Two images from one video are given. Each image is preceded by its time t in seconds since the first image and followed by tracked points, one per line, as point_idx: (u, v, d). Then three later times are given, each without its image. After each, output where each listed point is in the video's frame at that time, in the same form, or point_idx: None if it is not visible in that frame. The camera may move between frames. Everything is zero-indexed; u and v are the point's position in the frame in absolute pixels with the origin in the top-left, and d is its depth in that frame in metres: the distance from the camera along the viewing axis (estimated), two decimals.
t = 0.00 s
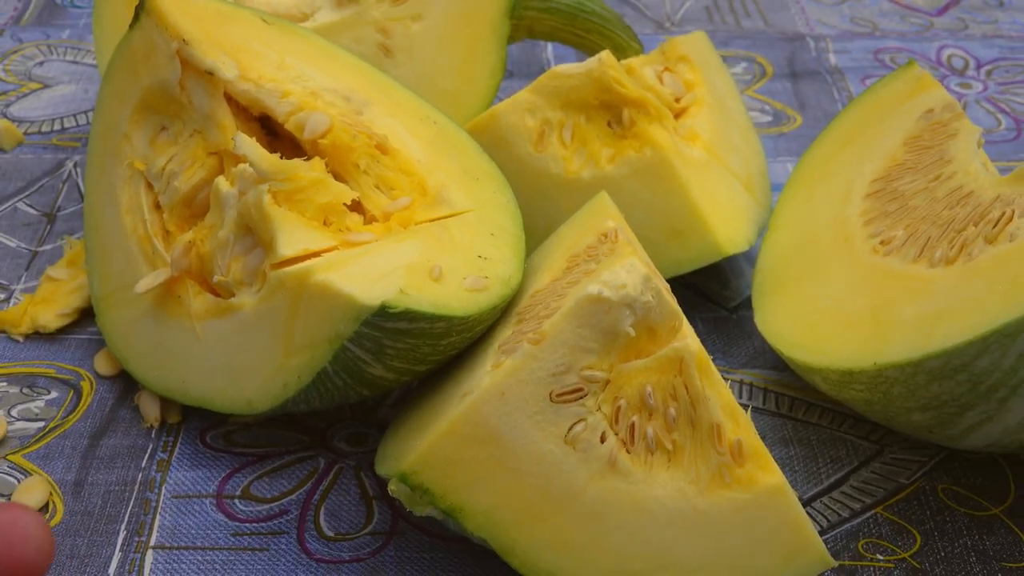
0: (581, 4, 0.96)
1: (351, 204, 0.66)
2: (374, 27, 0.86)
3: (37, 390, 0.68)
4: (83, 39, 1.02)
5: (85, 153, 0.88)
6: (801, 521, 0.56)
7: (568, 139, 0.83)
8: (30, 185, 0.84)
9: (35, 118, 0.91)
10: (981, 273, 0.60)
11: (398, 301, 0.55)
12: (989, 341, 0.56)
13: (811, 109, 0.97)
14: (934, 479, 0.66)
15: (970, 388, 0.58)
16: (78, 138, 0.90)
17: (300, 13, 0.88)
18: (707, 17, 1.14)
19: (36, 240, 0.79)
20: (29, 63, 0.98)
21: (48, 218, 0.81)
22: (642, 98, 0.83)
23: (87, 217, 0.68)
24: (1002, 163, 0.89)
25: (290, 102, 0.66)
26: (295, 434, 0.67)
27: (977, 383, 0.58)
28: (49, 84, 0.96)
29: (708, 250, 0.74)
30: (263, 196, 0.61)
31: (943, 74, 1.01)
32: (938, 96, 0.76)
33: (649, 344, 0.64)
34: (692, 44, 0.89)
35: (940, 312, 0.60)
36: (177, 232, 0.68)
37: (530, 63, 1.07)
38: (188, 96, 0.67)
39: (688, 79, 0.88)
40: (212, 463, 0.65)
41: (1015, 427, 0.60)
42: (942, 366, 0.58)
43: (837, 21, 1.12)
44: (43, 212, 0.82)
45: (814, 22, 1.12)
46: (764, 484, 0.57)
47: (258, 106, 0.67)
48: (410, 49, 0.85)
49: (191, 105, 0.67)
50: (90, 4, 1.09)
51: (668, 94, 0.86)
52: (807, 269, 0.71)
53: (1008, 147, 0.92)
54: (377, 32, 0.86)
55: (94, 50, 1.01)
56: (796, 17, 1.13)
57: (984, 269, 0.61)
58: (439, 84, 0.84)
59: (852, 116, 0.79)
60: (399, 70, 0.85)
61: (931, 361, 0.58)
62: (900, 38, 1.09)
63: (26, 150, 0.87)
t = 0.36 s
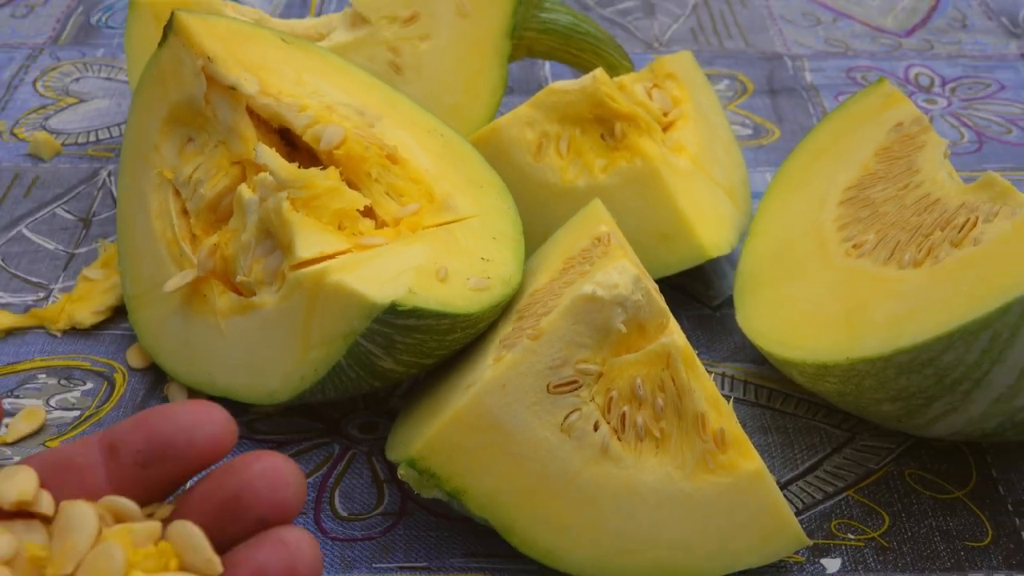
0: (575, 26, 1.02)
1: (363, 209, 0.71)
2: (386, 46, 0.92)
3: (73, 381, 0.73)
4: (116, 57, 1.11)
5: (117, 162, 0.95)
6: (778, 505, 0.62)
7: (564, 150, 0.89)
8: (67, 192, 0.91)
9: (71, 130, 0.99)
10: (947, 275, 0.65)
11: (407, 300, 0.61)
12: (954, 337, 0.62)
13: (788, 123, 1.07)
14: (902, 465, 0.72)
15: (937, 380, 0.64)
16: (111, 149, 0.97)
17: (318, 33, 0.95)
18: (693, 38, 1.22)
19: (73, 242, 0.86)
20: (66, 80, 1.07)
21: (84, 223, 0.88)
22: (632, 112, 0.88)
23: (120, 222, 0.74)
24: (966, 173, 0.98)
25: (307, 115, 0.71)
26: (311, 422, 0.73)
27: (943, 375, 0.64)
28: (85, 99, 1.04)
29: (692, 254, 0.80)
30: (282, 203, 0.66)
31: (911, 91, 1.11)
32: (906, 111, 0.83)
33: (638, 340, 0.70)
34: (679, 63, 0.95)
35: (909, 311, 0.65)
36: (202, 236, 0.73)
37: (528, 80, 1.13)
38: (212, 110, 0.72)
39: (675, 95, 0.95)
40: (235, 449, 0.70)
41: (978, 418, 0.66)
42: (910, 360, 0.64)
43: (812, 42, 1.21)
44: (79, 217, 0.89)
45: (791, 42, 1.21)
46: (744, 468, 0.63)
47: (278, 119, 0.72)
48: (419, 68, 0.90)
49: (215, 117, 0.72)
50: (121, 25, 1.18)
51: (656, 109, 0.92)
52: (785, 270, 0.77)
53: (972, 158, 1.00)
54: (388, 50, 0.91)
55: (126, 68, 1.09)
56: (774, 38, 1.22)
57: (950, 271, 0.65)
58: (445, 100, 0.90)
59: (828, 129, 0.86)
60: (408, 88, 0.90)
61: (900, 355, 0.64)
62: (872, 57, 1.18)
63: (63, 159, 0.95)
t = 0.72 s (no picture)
0: (574, 38, 1.06)
1: (370, 212, 0.75)
2: (392, 57, 0.95)
3: (92, 376, 0.77)
4: (135, 67, 1.15)
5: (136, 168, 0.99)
6: (768, 496, 0.63)
7: (561, 156, 0.93)
8: (88, 196, 0.95)
9: (92, 136, 1.03)
10: (929, 274, 0.68)
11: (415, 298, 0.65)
12: (936, 336, 0.63)
13: (776, 130, 1.10)
14: (886, 457, 0.74)
15: (920, 376, 0.66)
16: (130, 154, 1.01)
17: (325, 44, 0.99)
18: (684, 49, 1.26)
19: (93, 244, 0.89)
20: (87, 89, 1.11)
21: (103, 225, 0.92)
22: (627, 120, 0.92)
23: (138, 225, 0.77)
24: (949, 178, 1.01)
25: (316, 122, 0.74)
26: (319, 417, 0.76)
27: (926, 372, 0.65)
28: (104, 107, 1.08)
29: (686, 254, 0.83)
30: (292, 206, 0.69)
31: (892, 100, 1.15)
32: (889, 119, 0.87)
33: (634, 337, 0.73)
34: (672, 72, 0.99)
35: (892, 309, 0.68)
36: (216, 238, 0.76)
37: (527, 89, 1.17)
38: (226, 117, 0.75)
39: (668, 103, 0.98)
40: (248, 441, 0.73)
41: (959, 412, 0.68)
42: (894, 357, 0.65)
43: (799, 53, 1.25)
44: (99, 219, 0.92)
45: (778, 53, 1.25)
46: (735, 461, 0.64)
47: (289, 126, 0.75)
48: (422, 77, 0.94)
49: (228, 124, 0.75)
50: (139, 36, 1.22)
51: (650, 117, 0.96)
52: (774, 270, 0.80)
53: (951, 164, 1.04)
54: (394, 61, 0.95)
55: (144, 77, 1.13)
56: (762, 50, 1.26)
57: (931, 271, 0.68)
58: (447, 106, 0.93)
59: (813, 136, 0.89)
60: (413, 96, 0.93)
61: (884, 352, 0.66)
62: (855, 68, 1.22)
63: (84, 164, 0.99)
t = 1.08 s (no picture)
0: (574, 37, 1.06)
1: (371, 212, 0.75)
2: (392, 56, 0.95)
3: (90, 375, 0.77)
4: (135, 66, 1.15)
5: (136, 167, 0.99)
6: (768, 496, 0.63)
7: (561, 155, 0.93)
8: (88, 196, 0.95)
9: (92, 136, 1.03)
10: (928, 274, 0.68)
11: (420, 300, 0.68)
12: (936, 336, 0.63)
13: (776, 129, 1.10)
14: (886, 457, 0.74)
15: (920, 376, 0.66)
16: (130, 154, 1.01)
17: (325, 44, 0.99)
18: (684, 49, 1.26)
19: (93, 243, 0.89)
20: (87, 88, 1.11)
21: (103, 224, 0.92)
22: (627, 119, 0.92)
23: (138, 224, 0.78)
24: (948, 178, 1.01)
25: (316, 122, 0.74)
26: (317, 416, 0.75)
27: (926, 371, 0.65)
28: (105, 107, 1.08)
29: (686, 253, 0.83)
30: (292, 206, 0.69)
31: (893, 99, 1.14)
32: (889, 118, 0.87)
33: (633, 336, 0.73)
34: (672, 72, 0.99)
35: (892, 308, 0.68)
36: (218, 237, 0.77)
37: (528, 89, 1.17)
38: (227, 116, 0.75)
39: (668, 103, 0.98)
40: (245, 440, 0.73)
41: (959, 412, 0.68)
42: (894, 356, 0.65)
43: (799, 52, 1.25)
44: (99, 218, 0.92)
45: (778, 53, 1.25)
46: (735, 461, 0.64)
47: (288, 125, 0.75)
48: (422, 77, 0.94)
49: (229, 124, 0.75)
50: (140, 36, 1.22)
51: (650, 116, 0.96)
52: (774, 270, 0.80)
53: (951, 163, 1.04)
54: (394, 61, 0.95)
55: (144, 77, 1.13)
56: (762, 49, 1.26)
57: (931, 271, 0.68)
58: (448, 106, 0.93)
59: (813, 136, 0.90)
60: (413, 95, 0.93)
61: (884, 352, 0.66)
62: (855, 68, 1.22)
63: (84, 164, 0.99)
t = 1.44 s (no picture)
0: (574, 37, 1.06)
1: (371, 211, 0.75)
2: (392, 56, 0.95)
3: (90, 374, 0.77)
4: (135, 66, 1.15)
5: (136, 167, 0.99)
6: (769, 496, 0.63)
7: (562, 155, 0.93)
8: (88, 195, 0.95)
9: (92, 136, 1.03)
10: (928, 274, 0.68)
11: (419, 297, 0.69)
12: (936, 335, 0.63)
13: (776, 129, 1.10)
14: (886, 456, 0.74)
15: (921, 375, 0.66)
16: (130, 154, 1.01)
17: (325, 44, 0.99)
18: (684, 49, 1.26)
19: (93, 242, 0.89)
20: (88, 88, 1.11)
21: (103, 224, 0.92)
22: (627, 119, 0.92)
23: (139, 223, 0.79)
24: (948, 178, 1.01)
25: (316, 122, 0.74)
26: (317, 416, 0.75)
27: (927, 371, 0.65)
28: (105, 107, 1.08)
29: (686, 253, 0.83)
30: (292, 205, 0.69)
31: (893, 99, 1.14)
32: (890, 117, 0.87)
33: (633, 336, 0.72)
34: (672, 71, 0.99)
35: (892, 308, 0.68)
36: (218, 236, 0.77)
37: (528, 89, 1.17)
38: (227, 116, 0.75)
39: (668, 102, 0.98)
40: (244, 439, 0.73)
41: (959, 411, 0.68)
42: (894, 356, 0.65)
43: (799, 52, 1.25)
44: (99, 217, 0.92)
45: (778, 52, 1.25)
46: (736, 460, 0.64)
47: (288, 125, 0.74)
48: (422, 77, 0.94)
49: (229, 123, 0.76)
50: (141, 36, 1.22)
51: (650, 116, 0.96)
52: (774, 270, 0.80)
53: (951, 163, 1.04)
54: (394, 60, 0.95)
55: (144, 76, 1.13)
56: (762, 49, 1.26)
57: (931, 270, 0.68)
58: (448, 106, 0.93)
59: (813, 136, 0.90)
60: (413, 95, 0.93)
61: (884, 351, 0.65)
62: (855, 67, 1.22)
63: (84, 163, 0.99)
